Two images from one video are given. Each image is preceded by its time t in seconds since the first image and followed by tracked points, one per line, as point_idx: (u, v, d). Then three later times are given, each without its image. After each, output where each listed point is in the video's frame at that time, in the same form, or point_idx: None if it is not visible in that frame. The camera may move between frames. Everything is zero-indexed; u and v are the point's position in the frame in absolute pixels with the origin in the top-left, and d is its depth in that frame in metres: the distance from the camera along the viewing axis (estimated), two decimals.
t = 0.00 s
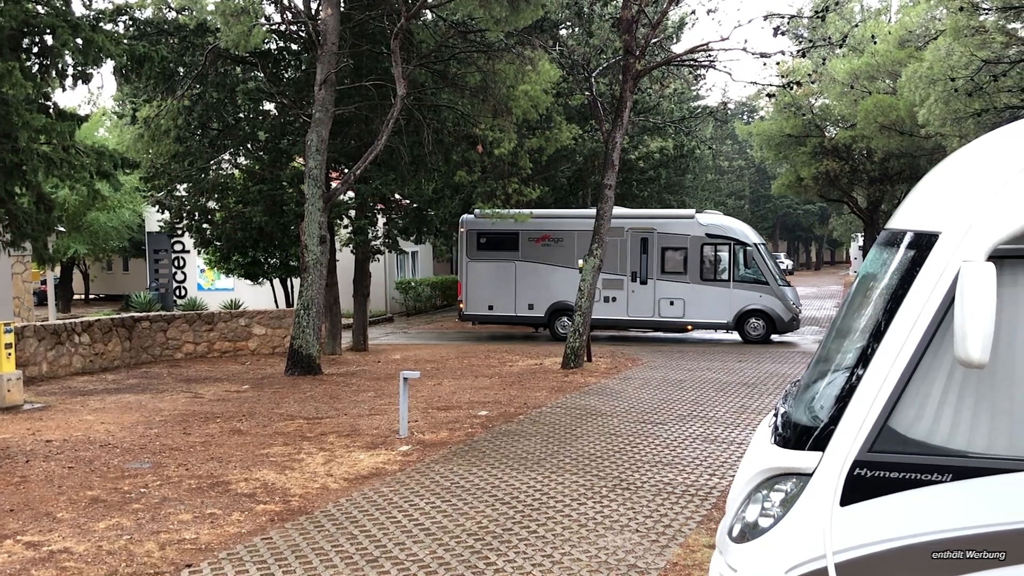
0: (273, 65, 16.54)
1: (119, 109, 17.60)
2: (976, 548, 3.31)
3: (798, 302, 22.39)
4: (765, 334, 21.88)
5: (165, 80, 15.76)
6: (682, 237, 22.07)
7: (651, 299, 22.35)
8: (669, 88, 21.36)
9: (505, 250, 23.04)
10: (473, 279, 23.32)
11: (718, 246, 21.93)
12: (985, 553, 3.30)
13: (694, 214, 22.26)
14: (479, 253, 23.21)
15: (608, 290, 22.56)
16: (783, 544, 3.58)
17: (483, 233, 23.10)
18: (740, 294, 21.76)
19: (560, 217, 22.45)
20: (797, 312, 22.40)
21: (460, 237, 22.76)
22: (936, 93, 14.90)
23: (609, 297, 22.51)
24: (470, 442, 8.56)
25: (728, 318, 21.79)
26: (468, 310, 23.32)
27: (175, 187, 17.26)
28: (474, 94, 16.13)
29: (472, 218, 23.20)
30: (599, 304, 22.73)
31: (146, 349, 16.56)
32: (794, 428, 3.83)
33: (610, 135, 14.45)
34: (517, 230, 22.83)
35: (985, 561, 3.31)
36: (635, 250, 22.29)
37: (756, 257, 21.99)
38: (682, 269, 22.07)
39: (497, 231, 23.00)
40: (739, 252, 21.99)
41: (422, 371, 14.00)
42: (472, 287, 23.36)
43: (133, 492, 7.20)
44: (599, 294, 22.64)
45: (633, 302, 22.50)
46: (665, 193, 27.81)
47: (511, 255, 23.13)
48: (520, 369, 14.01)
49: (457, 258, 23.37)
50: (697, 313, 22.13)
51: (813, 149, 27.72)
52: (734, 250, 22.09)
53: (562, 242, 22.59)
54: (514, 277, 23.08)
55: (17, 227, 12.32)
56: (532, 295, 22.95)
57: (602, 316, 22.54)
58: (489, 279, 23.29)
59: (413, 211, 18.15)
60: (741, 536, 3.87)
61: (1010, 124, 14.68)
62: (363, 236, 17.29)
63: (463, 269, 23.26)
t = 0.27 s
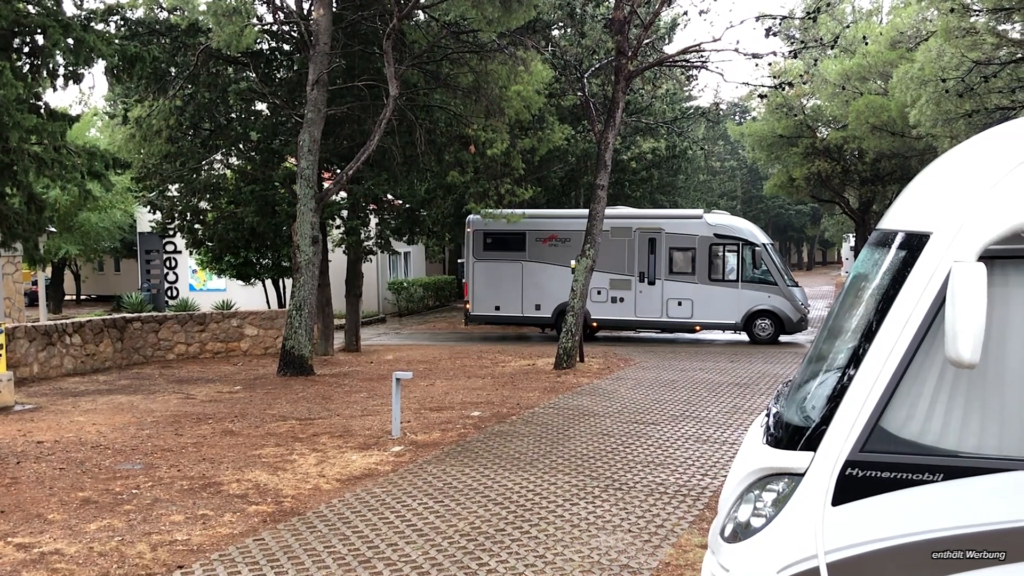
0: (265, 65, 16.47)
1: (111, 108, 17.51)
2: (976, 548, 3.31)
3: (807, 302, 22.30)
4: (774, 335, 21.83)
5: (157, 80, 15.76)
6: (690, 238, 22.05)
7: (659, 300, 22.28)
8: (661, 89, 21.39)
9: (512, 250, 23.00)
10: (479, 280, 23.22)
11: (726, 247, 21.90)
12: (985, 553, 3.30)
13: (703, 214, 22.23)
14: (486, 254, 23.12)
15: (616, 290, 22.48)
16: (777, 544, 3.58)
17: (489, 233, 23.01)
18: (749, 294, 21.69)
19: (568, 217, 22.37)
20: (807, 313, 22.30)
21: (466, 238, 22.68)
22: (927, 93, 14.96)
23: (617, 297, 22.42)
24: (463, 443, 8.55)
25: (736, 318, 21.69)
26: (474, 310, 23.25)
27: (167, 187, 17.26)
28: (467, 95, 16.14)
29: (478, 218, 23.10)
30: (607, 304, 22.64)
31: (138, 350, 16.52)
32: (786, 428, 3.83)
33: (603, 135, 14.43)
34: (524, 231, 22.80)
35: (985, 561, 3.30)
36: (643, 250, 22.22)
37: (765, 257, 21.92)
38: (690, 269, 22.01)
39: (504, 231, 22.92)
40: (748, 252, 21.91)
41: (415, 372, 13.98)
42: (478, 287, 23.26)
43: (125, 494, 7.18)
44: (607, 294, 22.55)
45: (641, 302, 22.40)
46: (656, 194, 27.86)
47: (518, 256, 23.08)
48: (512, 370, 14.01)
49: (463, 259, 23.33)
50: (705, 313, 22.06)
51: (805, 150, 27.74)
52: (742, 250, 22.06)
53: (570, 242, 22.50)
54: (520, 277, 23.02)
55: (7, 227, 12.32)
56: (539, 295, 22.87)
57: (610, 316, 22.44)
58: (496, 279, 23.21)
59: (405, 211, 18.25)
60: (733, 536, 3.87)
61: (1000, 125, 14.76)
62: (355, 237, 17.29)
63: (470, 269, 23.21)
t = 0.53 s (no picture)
0: (257, 65, 16.40)
1: (102, 108, 17.43)
2: (977, 548, 3.32)
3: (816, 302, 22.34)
4: (783, 336, 21.83)
5: (148, 81, 15.71)
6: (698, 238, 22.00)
7: (666, 300, 22.24)
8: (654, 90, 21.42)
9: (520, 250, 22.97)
10: (486, 280, 23.15)
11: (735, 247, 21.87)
12: (985, 553, 3.31)
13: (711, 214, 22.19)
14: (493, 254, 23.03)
15: (623, 290, 22.43)
16: (770, 543, 3.59)
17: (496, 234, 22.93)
18: (758, 294, 21.68)
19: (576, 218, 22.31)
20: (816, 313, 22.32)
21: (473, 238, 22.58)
22: (918, 95, 14.93)
23: (625, 298, 22.40)
24: (456, 443, 8.55)
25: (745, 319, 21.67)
26: (482, 311, 23.20)
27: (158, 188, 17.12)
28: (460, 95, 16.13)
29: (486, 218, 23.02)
30: (615, 305, 22.60)
31: (129, 351, 16.47)
32: (778, 428, 3.84)
33: (595, 135, 14.43)
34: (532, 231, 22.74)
35: (985, 561, 3.32)
36: (650, 251, 22.16)
37: (773, 258, 21.91)
38: (698, 269, 21.98)
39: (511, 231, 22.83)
40: (757, 252, 21.89)
41: (407, 372, 13.97)
42: (485, 288, 23.19)
43: (116, 495, 7.16)
44: (614, 295, 22.50)
45: (649, 303, 22.40)
46: (648, 194, 27.92)
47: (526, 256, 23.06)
48: (505, 370, 14.01)
49: (470, 259, 23.30)
50: (714, 313, 22.05)
51: (796, 151, 27.77)
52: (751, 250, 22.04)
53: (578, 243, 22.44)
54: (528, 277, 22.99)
55: None
56: (547, 295, 22.82)
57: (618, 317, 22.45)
58: (503, 280, 23.14)
59: (398, 211, 18.19)
60: (725, 536, 3.87)
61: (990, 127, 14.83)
62: (348, 238, 17.30)
63: (477, 270, 23.19)
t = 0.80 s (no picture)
0: (249, 66, 16.33)
1: (94, 109, 17.37)
2: (977, 548, 3.33)
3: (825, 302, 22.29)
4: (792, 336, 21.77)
5: (140, 80, 15.66)
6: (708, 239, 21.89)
7: (675, 301, 22.14)
8: (647, 91, 21.44)
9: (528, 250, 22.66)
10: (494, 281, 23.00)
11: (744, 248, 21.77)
12: (985, 553, 3.32)
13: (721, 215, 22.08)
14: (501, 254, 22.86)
15: (632, 291, 22.31)
16: (763, 544, 3.58)
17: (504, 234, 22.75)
18: (767, 295, 21.59)
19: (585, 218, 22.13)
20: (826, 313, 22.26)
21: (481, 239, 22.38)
22: (909, 96, 14.90)
23: (634, 298, 22.28)
24: (448, 444, 8.53)
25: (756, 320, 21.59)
26: (489, 310, 22.96)
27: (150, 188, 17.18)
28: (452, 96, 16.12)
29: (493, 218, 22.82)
30: (624, 306, 22.50)
31: (121, 352, 16.43)
32: (771, 428, 3.85)
33: (588, 137, 14.44)
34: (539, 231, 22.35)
35: (986, 561, 3.33)
36: (660, 251, 22.02)
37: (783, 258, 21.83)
38: (708, 270, 21.88)
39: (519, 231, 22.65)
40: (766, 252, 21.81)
41: (400, 373, 13.95)
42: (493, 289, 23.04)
43: (107, 496, 7.13)
44: (623, 295, 22.39)
45: (658, 304, 22.28)
46: (641, 195, 27.93)
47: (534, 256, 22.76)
48: (498, 371, 14.00)
49: (478, 259, 22.96)
50: (723, 314, 21.98)
51: (788, 151, 27.87)
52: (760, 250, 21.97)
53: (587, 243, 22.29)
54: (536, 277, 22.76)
55: None
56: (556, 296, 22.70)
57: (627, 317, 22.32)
58: (511, 280, 23.00)
59: (391, 212, 18.29)
60: (718, 536, 3.87)
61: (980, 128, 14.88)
62: (340, 238, 17.30)
63: (484, 270, 22.86)
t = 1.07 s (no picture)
0: (241, 66, 16.28)
1: (86, 109, 17.27)
2: (977, 549, 3.34)
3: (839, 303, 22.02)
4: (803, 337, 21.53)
5: (131, 81, 15.61)
6: (717, 239, 21.80)
7: (685, 301, 22.07)
8: (639, 92, 21.44)
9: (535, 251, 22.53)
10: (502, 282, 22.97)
11: (753, 248, 21.63)
12: (985, 553, 3.33)
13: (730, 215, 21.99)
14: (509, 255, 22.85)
15: (641, 291, 22.28)
16: (755, 543, 3.59)
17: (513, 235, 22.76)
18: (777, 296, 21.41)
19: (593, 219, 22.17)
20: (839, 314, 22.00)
21: (490, 240, 22.36)
22: (901, 97, 14.86)
23: (642, 299, 22.27)
24: (441, 445, 8.52)
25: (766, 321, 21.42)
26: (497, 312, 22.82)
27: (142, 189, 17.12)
28: (445, 97, 16.11)
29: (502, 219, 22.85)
30: (632, 306, 22.46)
31: (112, 352, 16.39)
32: (763, 428, 3.85)
33: (580, 138, 14.45)
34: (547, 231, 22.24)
35: (987, 561, 3.34)
36: (668, 251, 21.99)
37: (793, 259, 21.62)
38: (717, 270, 21.80)
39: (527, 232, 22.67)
40: (776, 253, 21.64)
41: (392, 374, 13.94)
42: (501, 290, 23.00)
43: (99, 497, 7.11)
44: (632, 296, 22.36)
45: (667, 304, 22.23)
46: (633, 195, 27.99)
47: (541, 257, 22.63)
48: (490, 372, 14.00)
49: (485, 260, 22.79)
50: (733, 315, 21.85)
51: (780, 153, 27.93)
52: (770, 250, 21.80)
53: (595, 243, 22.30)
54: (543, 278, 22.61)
55: None
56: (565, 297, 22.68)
57: (636, 318, 22.32)
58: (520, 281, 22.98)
59: (383, 213, 18.42)
60: (710, 536, 3.87)
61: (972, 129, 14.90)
62: (333, 239, 17.29)
63: (491, 271, 22.69)
